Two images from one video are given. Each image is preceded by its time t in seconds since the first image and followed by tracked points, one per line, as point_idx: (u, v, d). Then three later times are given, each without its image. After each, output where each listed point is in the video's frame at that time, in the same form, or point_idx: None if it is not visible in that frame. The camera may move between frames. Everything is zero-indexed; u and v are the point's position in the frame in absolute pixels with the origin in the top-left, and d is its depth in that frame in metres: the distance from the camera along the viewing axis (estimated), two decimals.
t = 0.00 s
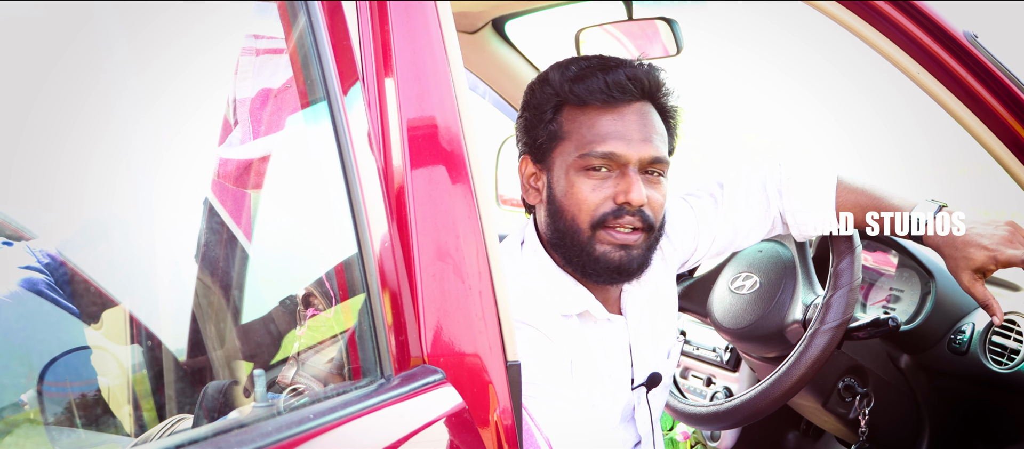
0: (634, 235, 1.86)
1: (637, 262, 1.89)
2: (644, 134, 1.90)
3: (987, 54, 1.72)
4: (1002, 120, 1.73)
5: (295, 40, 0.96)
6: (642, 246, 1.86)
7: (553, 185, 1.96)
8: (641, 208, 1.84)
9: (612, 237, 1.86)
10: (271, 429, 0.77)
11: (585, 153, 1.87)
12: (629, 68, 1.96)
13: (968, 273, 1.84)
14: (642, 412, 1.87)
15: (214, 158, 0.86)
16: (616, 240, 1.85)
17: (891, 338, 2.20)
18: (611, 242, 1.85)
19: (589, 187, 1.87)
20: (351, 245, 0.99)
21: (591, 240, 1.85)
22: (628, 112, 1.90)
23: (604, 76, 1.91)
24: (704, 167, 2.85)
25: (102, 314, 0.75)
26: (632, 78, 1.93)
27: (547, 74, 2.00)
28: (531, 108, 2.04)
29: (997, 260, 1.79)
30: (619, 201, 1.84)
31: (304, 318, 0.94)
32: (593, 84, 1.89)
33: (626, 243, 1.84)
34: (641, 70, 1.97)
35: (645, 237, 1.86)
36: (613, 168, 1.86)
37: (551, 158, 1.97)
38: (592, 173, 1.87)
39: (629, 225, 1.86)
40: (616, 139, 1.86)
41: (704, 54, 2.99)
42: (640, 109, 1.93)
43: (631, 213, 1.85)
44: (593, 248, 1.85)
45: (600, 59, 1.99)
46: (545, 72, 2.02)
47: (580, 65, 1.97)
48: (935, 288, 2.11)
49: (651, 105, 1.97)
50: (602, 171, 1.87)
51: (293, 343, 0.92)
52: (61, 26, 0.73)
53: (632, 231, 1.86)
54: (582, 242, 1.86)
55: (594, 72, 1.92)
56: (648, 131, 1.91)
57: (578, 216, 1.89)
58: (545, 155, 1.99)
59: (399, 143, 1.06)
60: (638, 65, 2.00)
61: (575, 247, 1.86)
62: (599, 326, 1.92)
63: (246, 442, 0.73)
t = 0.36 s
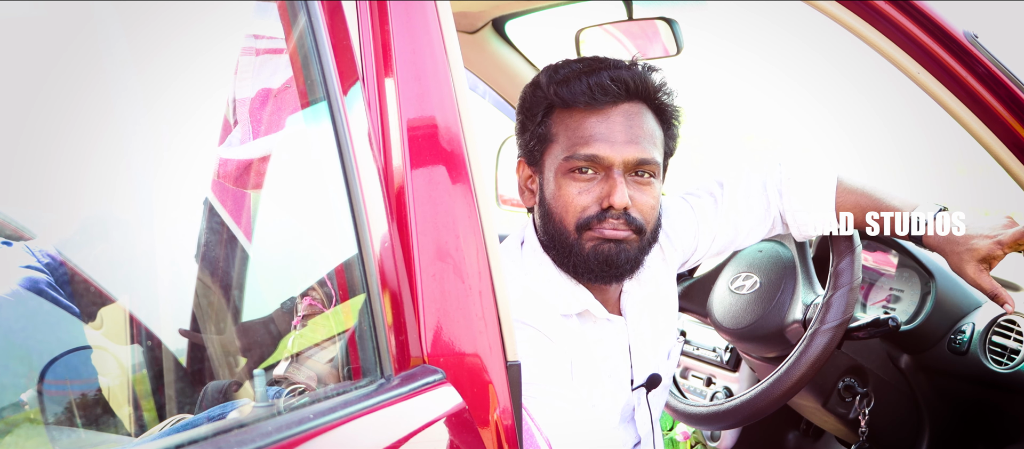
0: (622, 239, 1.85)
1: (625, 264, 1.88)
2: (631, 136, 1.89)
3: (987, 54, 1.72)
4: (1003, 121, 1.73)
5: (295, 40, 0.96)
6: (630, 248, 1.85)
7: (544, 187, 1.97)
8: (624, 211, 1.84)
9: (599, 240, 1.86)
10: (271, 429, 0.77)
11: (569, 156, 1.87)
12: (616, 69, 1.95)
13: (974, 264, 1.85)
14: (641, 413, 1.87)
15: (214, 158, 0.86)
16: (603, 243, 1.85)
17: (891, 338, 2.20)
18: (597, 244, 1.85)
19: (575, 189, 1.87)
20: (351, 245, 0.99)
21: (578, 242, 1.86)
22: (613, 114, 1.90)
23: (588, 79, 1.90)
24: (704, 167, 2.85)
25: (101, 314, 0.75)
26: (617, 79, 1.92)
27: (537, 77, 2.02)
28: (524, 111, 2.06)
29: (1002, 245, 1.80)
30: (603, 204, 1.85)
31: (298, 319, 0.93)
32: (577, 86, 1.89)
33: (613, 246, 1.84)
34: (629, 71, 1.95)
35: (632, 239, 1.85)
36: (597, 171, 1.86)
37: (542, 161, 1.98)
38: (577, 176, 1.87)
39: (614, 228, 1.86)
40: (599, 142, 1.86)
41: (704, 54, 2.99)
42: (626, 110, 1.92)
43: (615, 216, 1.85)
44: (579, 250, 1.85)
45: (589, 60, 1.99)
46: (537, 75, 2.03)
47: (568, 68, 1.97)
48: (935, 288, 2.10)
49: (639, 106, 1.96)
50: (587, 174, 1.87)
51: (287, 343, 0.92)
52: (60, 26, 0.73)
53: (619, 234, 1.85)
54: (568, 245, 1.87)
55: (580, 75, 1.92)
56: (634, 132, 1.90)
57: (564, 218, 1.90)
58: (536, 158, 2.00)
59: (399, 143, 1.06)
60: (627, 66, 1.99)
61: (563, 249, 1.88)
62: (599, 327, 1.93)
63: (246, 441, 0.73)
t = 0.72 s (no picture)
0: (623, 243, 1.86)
1: (627, 268, 1.89)
2: (634, 140, 1.89)
3: (987, 54, 1.72)
4: (1002, 120, 1.73)
5: (295, 40, 0.96)
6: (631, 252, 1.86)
7: (547, 188, 1.98)
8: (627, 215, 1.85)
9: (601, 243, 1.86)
10: (270, 429, 0.77)
11: (573, 160, 1.87)
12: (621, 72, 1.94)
13: (979, 267, 1.83)
14: (641, 414, 1.87)
15: (214, 158, 0.86)
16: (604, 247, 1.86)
17: (891, 338, 2.20)
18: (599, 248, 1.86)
19: (578, 193, 1.88)
20: (351, 245, 0.99)
21: (579, 245, 1.87)
22: (617, 118, 1.89)
23: (592, 82, 1.89)
24: (704, 167, 2.85)
25: (101, 313, 0.75)
26: (622, 82, 1.91)
27: (542, 77, 2.01)
28: (527, 111, 2.05)
29: (1014, 253, 1.80)
30: (606, 208, 1.85)
31: (297, 320, 0.94)
32: (581, 89, 1.88)
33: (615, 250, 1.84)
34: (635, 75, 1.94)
35: (634, 244, 1.86)
36: (601, 175, 1.86)
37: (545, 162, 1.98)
38: (580, 179, 1.87)
39: (616, 232, 1.87)
40: (603, 146, 1.85)
41: (704, 54, 2.99)
42: (630, 114, 1.91)
43: (617, 220, 1.86)
44: (581, 253, 1.86)
45: (595, 62, 1.98)
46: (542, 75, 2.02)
47: (573, 69, 1.96)
48: (935, 288, 2.11)
49: (643, 109, 1.95)
50: (590, 177, 1.87)
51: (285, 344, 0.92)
52: (61, 26, 0.73)
53: (621, 238, 1.86)
54: (572, 247, 1.88)
55: (584, 78, 1.91)
56: (638, 136, 1.90)
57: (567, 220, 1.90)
58: (540, 159, 2.00)
59: (399, 143, 1.06)
60: (632, 68, 1.97)
61: (565, 251, 1.89)
62: (599, 327, 1.93)
63: (246, 442, 0.73)
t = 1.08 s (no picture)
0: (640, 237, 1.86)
1: (643, 264, 1.89)
2: (644, 136, 1.90)
3: (987, 54, 1.72)
4: (1003, 121, 1.73)
5: (295, 40, 0.96)
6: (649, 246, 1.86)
7: (554, 190, 1.96)
8: (644, 210, 1.84)
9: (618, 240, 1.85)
10: (271, 429, 0.77)
11: (587, 159, 1.86)
12: (624, 70, 1.96)
13: (975, 265, 1.86)
14: (642, 415, 1.88)
15: (214, 158, 0.86)
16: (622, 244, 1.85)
17: (891, 338, 2.20)
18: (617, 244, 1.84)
19: (591, 191, 1.87)
20: (351, 245, 0.99)
21: (597, 243, 1.85)
22: (626, 115, 1.90)
23: (599, 80, 1.91)
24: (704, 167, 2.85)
25: (101, 313, 0.75)
26: (628, 79, 1.93)
27: (542, 79, 2.00)
28: (528, 114, 2.03)
29: (1009, 250, 1.81)
30: (623, 204, 1.84)
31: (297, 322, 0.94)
32: (588, 88, 1.89)
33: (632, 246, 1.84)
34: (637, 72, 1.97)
35: (651, 237, 1.86)
36: (615, 172, 1.86)
37: (552, 164, 1.96)
38: (593, 178, 1.87)
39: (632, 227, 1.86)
40: (616, 143, 1.86)
41: (704, 54, 2.98)
42: (638, 110, 1.92)
43: (635, 215, 1.85)
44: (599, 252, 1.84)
45: (594, 61, 1.99)
46: (540, 78, 2.02)
47: (575, 69, 1.96)
48: (935, 288, 2.11)
49: (649, 104, 1.98)
50: (604, 176, 1.87)
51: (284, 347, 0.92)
52: (61, 26, 0.73)
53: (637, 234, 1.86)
54: (588, 247, 1.85)
55: (590, 76, 1.92)
56: (649, 131, 1.91)
57: (581, 220, 1.88)
58: (545, 161, 1.98)
59: (399, 143, 1.06)
60: (631, 66, 2.00)
61: (580, 251, 1.86)
62: (600, 329, 1.92)
63: (246, 442, 0.73)
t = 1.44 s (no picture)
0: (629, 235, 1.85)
1: (632, 263, 1.88)
2: (634, 134, 1.90)
3: (987, 54, 1.72)
4: (1003, 121, 1.73)
5: (295, 40, 0.96)
6: (638, 244, 1.85)
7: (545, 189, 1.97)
8: (632, 207, 1.84)
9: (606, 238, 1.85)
10: (271, 429, 0.77)
11: (576, 156, 1.87)
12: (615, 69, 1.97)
13: (974, 258, 1.86)
14: (641, 418, 1.88)
15: (213, 159, 0.86)
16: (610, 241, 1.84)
17: (891, 338, 2.20)
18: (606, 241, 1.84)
19: (580, 189, 1.87)
20: (351, 245, 0.99)
21: (586, 241, 1.85)
22: (615, 113, 1.91)
23: (590, 79, 1.91)
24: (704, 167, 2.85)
25: (101, 314, 0.75)
26: (618, 78, 1.93)
27: (534, 80, 2.02)
28: (521, 116, 2.04)
29: (1004, 238, 1.81)
30: (611, 200, 1.84)
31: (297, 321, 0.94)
32: (578, 86, 1.90)
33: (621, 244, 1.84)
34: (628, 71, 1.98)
35: (639, 236, 1.85)
36: (604, 169, 1.86)
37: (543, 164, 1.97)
38: (583, 175, 1.87)
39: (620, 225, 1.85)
40: (606, 141, 1.86)
41: (704, 54, 2.98)
42: (628, 108, 1.93)
43: (623, 212, 1.85)
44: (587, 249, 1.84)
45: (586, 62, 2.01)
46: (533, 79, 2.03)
47: (566, 69, 1.98)
48: (935, 288, 2.10)
49: (640, 104, 1.98)
50: (593, 173, 1.87)
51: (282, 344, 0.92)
52: (61, 26, 0.73)
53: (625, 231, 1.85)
54: (577, 245, 1.86)
55: (581, 75, 1.93)
56: (638, 129, 1.92)
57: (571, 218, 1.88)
58: (536, 161, 1.99)
59: (399, 143, 1.06)
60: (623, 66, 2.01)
61: (569, 249, 1.86)
62: (599, 331, 1.93)
63: (246, 442, 0.73)
